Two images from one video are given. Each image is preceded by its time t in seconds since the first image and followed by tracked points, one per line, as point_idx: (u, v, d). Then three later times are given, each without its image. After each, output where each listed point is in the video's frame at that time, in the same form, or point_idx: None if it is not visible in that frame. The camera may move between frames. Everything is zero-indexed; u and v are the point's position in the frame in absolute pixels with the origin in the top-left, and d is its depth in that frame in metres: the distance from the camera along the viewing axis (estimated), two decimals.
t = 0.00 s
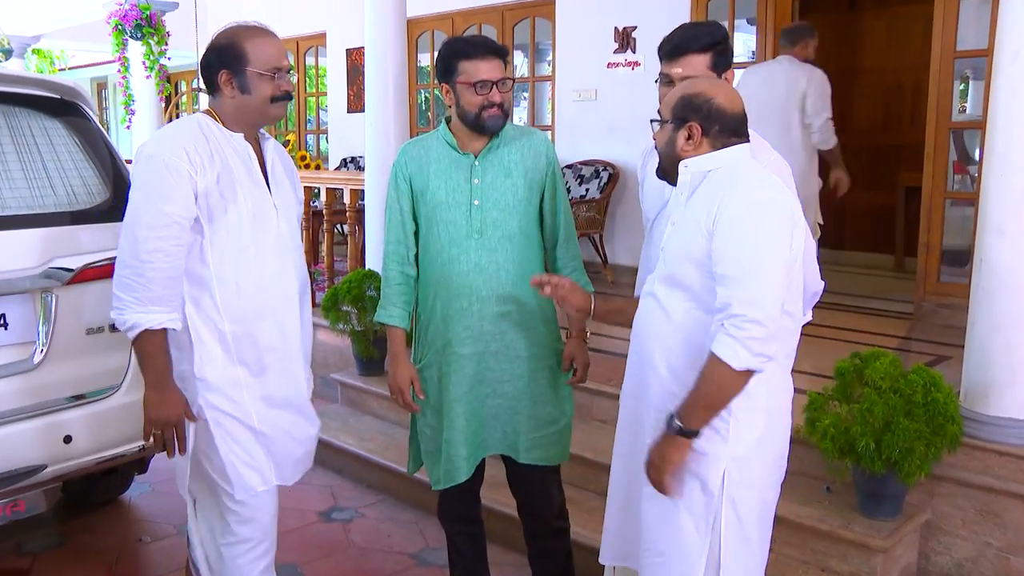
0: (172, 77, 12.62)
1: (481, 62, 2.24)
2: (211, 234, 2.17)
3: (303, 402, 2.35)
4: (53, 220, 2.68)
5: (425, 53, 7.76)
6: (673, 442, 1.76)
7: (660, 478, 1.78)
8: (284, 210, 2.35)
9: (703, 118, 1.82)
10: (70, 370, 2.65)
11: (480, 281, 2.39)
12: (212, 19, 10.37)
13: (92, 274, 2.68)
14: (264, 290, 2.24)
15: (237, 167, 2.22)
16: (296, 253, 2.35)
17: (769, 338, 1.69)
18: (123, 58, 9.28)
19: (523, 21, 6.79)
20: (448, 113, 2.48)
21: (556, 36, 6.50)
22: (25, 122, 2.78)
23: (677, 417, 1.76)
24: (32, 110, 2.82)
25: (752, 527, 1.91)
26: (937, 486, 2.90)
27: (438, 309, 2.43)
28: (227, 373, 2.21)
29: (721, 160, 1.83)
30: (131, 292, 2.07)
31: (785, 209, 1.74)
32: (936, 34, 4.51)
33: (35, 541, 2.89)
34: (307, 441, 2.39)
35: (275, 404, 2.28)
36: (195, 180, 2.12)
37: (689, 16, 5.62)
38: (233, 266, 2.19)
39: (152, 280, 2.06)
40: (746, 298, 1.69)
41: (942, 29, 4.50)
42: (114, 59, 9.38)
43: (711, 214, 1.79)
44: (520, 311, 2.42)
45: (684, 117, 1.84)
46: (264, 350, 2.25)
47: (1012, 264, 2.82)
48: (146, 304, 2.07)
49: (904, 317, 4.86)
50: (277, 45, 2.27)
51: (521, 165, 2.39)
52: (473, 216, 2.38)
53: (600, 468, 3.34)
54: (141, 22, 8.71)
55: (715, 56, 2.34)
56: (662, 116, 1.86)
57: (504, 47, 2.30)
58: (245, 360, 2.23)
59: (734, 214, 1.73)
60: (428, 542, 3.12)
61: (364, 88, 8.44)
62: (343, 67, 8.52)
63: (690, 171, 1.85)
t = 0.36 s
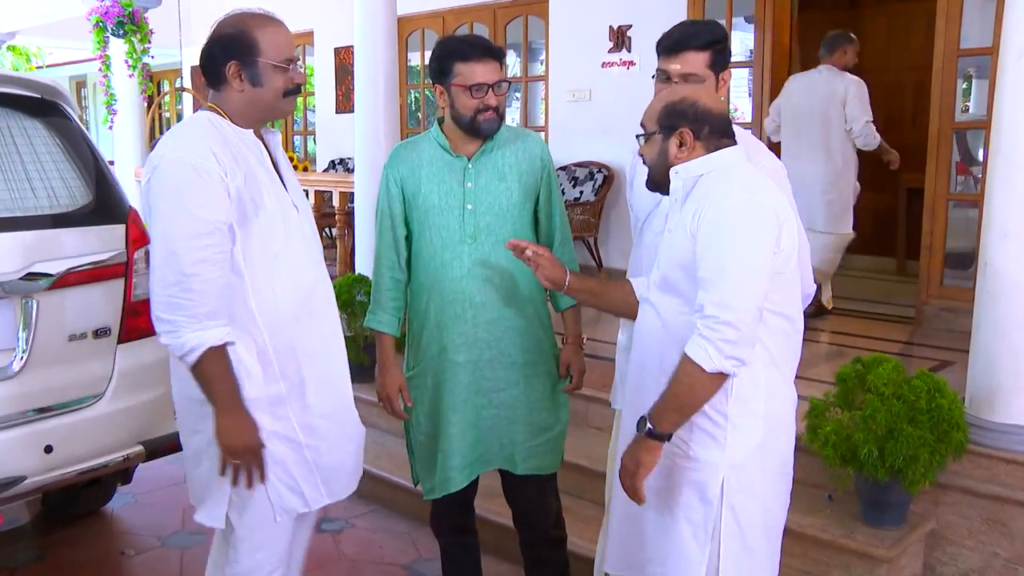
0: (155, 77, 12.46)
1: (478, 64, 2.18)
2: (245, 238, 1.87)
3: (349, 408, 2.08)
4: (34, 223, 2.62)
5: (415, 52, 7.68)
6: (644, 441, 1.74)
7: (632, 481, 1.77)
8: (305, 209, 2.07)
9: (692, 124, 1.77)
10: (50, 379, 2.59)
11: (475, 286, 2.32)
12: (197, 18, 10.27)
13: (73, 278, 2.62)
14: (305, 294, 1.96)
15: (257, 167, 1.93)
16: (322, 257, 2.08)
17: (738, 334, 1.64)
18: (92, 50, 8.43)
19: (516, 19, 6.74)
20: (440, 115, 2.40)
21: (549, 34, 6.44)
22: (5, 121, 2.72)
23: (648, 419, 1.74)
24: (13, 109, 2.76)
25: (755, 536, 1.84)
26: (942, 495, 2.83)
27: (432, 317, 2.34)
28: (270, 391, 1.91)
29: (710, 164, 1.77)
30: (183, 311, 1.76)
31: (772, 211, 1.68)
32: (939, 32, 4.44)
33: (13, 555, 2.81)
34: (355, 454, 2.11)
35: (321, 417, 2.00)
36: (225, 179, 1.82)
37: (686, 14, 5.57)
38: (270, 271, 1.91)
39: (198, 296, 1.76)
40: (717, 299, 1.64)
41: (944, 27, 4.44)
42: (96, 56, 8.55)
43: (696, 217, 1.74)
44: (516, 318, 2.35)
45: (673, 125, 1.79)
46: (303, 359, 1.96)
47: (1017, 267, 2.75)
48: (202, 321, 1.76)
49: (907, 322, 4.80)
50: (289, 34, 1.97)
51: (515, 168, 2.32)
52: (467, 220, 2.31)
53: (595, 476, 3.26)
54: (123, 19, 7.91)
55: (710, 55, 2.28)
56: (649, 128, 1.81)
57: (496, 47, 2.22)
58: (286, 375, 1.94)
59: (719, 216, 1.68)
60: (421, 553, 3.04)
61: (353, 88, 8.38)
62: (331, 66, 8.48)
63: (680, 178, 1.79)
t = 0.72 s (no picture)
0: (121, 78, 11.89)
1: (459, 66, 2.08)
2: (258, 246, 1.78)
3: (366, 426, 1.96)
4: None
5: (394, 54, 7.55)
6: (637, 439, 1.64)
7: (623, 486, 1.68)
8: (314, 220, 1.98)
9: (674, 137, 1.69)
10: (17, 395, 2.48)
11: (462, 300, 2.22)
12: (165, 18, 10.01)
13: (40, 290, 2.52)
14: (320, 304, 1.87)
15: (267, 175, 1.85)
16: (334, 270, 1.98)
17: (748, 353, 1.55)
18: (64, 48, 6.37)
19: (499, 21, 6.65)
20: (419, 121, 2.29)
21: (533, 36, 6.36)
22: None
23: (646, 425, 1.63)
24: None
25: (756, 552, 1.75)
26: (943, 510, 2.73)
27: (416, 331, 2.23)
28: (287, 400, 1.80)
29: (695, 174, 1.69)
30: (222, 319, 1.65)
31: (771, 220, 1.61)
32: (935, 34, 4.36)
33: None
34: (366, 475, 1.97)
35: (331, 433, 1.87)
36: (241, 185, 1.73)
37: (674, 17, 5.50)
38: (282, 280, 1.82)
39: (233, 300, 1.66)
40: (721, 309, 1.55)
41: (940, 29, 4.36)
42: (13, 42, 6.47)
43: (690, 229, 1.65)
44: (504, 331, 2.26)
45: (654, 139, 1.70)
46: (313, 379, 1.85)
47: (1017, 275, 2.67)
48: (242, 325, 1.66)
49: (903, 331, 4.73)
50: (302, 40, 1.87)
51: (500, 178, 2.24)
52: (454, 232, 2.21)
53: (582, 491, 3.16)
54: None
55: (693, 63, 2.20)
56: (630, 144, 1.72)
57: (479, 50, 2.13)
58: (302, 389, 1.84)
59: (711, 224, 1.60)
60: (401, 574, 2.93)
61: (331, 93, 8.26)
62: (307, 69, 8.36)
63: (665, 189, 1.71)
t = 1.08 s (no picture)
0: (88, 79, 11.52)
1: (448, 69, 2.00)
2: (254, 255, 1.81)
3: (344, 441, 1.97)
4: None
5: (373, 55, 7.45)
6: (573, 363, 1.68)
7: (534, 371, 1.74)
8: (325, 231, 1.99)
9: (674, 140, 1.63)
10: None
11: (456, 308, 2.14)
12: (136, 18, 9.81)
13: (7, 299, 2.42)
14: (309, 318, 1.88)
15: (277, 187, 1.87)
16: (336, 280, 1.99)
17: (691, 362, 1.52)
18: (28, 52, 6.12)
19: (481, 22, 6.58)
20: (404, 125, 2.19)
21: (516, 37, 6.30)
22: None
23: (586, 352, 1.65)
24: None
25: (757, 563, 1.68)
26: (941, 522, 2.66)
27: (406, 342, 2.13)
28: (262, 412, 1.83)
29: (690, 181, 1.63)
30: (182, 323, 1.71)
31: (763, 238, 1.56)
32: (928, 36, 4.31)
33: None
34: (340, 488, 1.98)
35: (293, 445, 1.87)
36: (243, 196, 1.77)
37: (661, 19, 5.45)
38: (278, 291, 1.84)
39: (201, 311, 1.71)
40: (682, 309, 1.51)
41: (934, 29, 4.30)
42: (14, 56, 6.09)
43: (678, 236, 1.59)
44: (497, 339, 2.18)
45: (653, 139, 1.63)
46: (305, 385, 1.88)
47: (1015, 281, 2.62)
48: (201, 336, 1.72)
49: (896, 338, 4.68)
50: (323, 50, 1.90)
51: (490, 183, 2.18)
52: (446, 239, 2.13)
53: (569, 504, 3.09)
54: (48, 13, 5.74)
55: (676, 66, 2.13)
56: (628, 143, 1.64)
57: (468, 53, 2.05)
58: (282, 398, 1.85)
59: (700, 232, 1.54)
60: None
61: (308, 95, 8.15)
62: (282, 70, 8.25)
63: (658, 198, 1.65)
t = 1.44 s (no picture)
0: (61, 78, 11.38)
1: (446, 65, 1.94)
2: (233, 258, 1.78)
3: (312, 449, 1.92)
4: None
5: (356, 54, 7.39)
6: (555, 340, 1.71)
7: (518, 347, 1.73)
8: (317, 232, 1.92)
9: (682, 137, 1.57)
10: None
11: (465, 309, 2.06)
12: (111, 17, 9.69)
13: None
14: (284, 324, 1.84)
15: (267, 187, 1.83)
16: (326, 286, 1.93)
17: (670, 365, 1.48)
18: None
19: (466, 20, 6.54)
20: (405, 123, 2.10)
21: (502, 36, 6.26)
22: None
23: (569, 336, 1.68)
24: None
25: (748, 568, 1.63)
26: (937, 527, 2.61)
27: (415, 346, 2.03)
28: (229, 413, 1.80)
29: (695, 181, 1.58)
30: (158, 318, 1.67)
31: (760, 244, 1.52)
32: (921, 34, 4.28)
33: None
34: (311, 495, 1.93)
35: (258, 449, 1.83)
36: (228, 197, 1.74)
37: (650, 18, 5.41)
38: (255, 294, 1.80)
39: (178, 306, 1.67)
40: (672, 315, 1.46)
41: (926, 27, 4.27)
42: None
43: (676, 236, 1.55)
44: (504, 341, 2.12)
45: (662, 135, 1.58)
46: (272, 390, 1.84)
47: (1013, 282, 2.59)
48: (176, 331, 1.68)
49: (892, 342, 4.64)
50: (326, 51, 1.83)
51: (490, 182, 2.12)
52: (453, 239, 2.05)
53: (561, 511, 3.04)
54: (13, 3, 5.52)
55: (670, 67, 2.07)
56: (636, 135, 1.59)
57: (465, 50, 2.00)
58: (249, 401, 1.82)
59: (693, 232, 1.50)
60: None
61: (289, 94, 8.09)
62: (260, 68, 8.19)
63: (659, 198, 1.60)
